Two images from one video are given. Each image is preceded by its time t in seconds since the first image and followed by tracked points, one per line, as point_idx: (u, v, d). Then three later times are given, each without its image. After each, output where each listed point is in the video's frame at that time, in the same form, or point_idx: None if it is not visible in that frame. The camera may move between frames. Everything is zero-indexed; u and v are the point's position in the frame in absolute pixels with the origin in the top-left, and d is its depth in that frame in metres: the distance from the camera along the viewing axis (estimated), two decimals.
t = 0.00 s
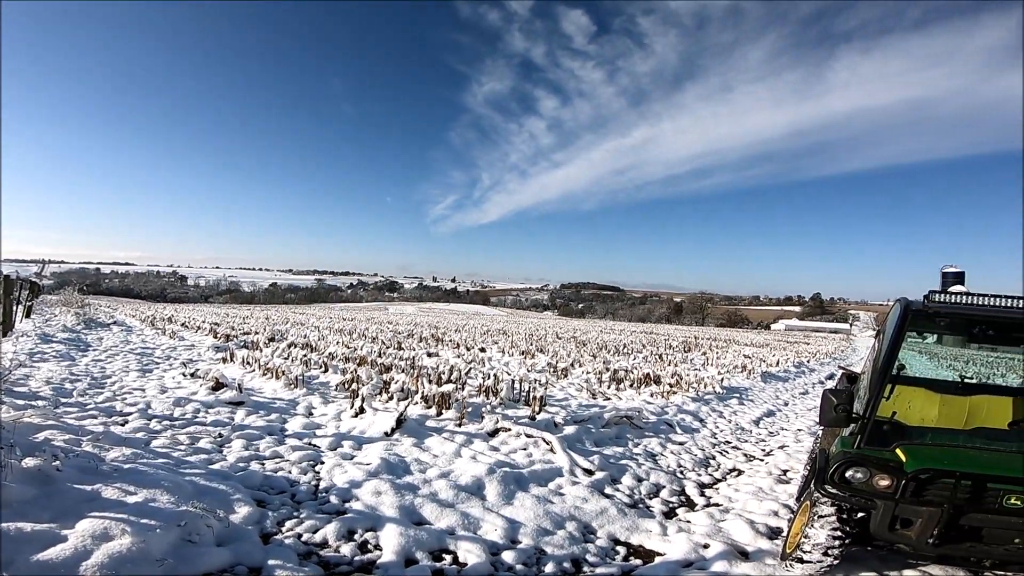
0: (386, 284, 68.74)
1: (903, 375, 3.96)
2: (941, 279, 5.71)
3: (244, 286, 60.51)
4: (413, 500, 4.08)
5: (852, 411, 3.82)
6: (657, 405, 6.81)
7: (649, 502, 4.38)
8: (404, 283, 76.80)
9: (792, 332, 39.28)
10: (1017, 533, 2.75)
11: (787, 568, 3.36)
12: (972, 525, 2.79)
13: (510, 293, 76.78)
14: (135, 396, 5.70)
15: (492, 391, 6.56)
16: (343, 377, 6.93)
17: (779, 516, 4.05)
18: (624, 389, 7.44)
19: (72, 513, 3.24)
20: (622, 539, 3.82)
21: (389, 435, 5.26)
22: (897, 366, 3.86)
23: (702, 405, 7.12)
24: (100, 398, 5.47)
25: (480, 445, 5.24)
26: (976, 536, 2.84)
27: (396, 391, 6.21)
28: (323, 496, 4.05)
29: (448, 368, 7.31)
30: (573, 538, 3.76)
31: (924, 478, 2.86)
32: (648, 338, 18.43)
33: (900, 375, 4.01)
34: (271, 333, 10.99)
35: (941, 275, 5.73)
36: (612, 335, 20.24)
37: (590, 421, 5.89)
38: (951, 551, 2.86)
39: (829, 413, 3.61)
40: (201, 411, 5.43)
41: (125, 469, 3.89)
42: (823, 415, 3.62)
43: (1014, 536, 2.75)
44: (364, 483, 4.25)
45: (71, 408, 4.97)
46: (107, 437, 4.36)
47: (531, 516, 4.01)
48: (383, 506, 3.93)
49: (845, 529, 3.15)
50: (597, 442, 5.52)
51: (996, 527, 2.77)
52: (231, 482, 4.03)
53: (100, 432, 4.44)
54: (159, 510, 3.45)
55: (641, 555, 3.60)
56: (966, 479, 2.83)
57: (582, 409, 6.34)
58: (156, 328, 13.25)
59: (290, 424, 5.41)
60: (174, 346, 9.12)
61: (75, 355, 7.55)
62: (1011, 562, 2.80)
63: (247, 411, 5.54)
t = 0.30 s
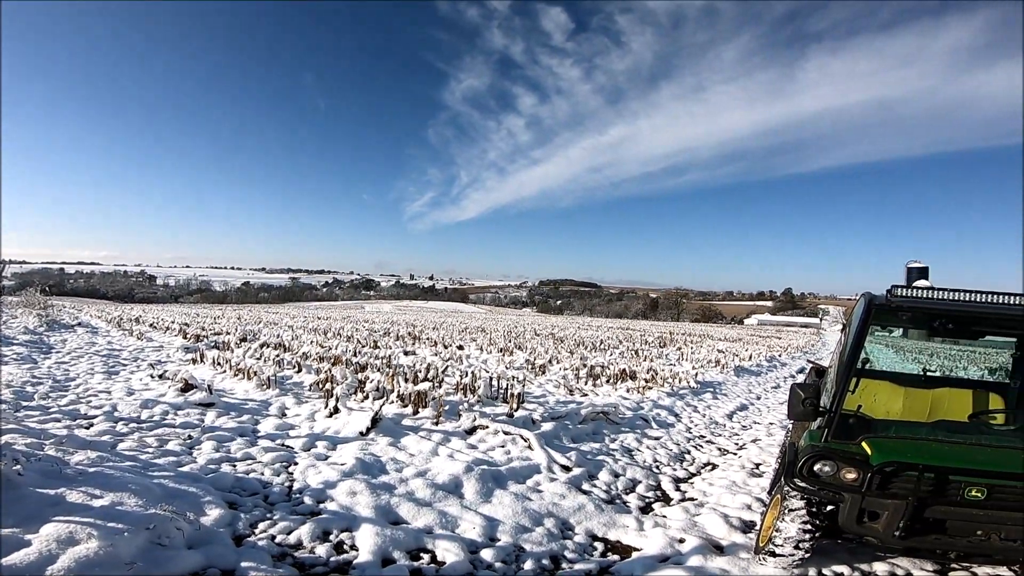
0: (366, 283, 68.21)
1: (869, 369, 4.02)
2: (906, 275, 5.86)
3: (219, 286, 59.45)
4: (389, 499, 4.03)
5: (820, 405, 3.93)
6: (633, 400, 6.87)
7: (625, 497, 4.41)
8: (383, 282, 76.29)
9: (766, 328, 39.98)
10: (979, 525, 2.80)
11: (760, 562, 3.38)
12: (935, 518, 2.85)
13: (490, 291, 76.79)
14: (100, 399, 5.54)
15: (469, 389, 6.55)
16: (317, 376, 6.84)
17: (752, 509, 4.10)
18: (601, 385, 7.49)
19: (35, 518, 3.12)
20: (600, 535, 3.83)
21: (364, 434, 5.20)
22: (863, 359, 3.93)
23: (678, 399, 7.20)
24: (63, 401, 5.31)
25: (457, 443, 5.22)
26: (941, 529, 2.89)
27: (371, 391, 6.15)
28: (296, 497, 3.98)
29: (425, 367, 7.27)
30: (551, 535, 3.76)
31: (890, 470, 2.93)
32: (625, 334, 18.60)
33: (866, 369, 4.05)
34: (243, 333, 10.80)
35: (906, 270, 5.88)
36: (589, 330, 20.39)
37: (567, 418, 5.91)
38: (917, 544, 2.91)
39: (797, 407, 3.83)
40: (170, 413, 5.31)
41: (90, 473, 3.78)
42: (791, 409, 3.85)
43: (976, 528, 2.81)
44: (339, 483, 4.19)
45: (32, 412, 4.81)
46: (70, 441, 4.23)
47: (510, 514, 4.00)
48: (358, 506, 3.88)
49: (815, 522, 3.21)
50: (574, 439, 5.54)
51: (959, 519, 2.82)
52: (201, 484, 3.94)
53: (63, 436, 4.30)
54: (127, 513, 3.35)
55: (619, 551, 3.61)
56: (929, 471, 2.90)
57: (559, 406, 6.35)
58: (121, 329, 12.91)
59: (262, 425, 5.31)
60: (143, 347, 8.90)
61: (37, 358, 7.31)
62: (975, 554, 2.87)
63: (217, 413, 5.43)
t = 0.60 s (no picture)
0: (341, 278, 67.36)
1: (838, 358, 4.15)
2: (872, 265, 6.04)
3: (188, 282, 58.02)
4: (369, 497, 4.01)
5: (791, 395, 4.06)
6: (611, 392, 6.96)
7: (605, 489, 4.47)
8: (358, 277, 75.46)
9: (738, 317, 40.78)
10: (945, 512, 2.93)
11: (738, 551, 3.46)
12: (903, 505, 2.97)
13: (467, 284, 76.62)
14: (67, 400, 5.37)
15: (449, 384, 6.55)
16: (293, 374, 6.75)
17: (728, 499, 4.21)
18: (579, 377, 7.57)
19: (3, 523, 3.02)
20: (581, 527, 3.88)
21: (342, 432, 5.16)
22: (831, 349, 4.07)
23: (654, 390, 7.32)
24: (26, 404, 5.14)
25: (437, 438, 5.22)
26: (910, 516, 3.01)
27: (348, 388, 6.11)
28: (275, 497, 3.93)
29: (403, 362, 7.23)
30: (533, 528, 3.80)
31: (858, 459, 3.06)
32: (602, 326, 18.80)
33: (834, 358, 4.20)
34: (215, 331, 10.58)
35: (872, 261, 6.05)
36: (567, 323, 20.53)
37: (546, 411, 5.96)
38: (887, 531, 3.02)
39: (769, 396, 3.90)
40: (141, 413, 5.18)
41: (58, 476, 3.67)
42: (764, 398, 3.93)
43: (942, 515, 2.94)
44: (317, 482, 4.15)
45: None
46: (37, 444, 4.10)
47: (492, 508, 4.03)
48: (338, 504, 3.85)
49: (789, 511, 3.30)
50: (554, 432, 5.60)
51: (926, 506, 2.95)
52: (176, 485, 3.86)
53: (29, 439, 4.17)
54: (100, 515, 3.26)
55: (600, 542, 3.67)
56: (896, 460, 3.03)
57: (538, 399, 6.40)
58: (87, 329, 12.52)
59: (237, 424, 5.22)
60: (110, 347, 8.65)
61: None
62: (942, 540, 2.98)
63: (190, 413, 5.32)
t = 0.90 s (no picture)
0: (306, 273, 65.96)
1: (803, 349, 4.33)
2: (832, 259, 6.29)
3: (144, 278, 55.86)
4: (348, 494, 3.97)
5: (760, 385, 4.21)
6: (586, 384, 7.09)
7: (584, 481, 4.55)
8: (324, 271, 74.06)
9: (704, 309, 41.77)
10: (909, 498, 3.10)
11: (715, 540, 3.60)
12: (870, 492, 3.13)
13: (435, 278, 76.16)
14: (24, 402, 5.13)
15: (424, 379, 6.54)
16: (262, 372, 6.60)
17: (703, 488, 4.34)
18: (555, 370, 7.66)
19: None
20: (562, 519, 3.94)
21: (316, 430, 5.08)
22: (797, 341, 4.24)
23: (627, 382, 7.48)
24: None
25: (414, 434, 5.20)
26: (877, 503, 3.18)
27: (321, 385, 6.03)
28: (250, 497, 3.85)
29: (376, 358, 7.17)
30: (515, 522, 3.84)
31: (827, 447, 3.19)
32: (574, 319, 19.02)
33: (800, 349, 4.37)
34: (179, 329, 10.24)
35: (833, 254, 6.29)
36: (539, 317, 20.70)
37: (523, 404, 6.02)
38: (856, 518, 3.17)
39: (739, 387, 4.03)
40: (104, 414, 4.99)
41: (21, 480, 3.50)
42: (734, 388, 4.05)
43: (906, 501, 3.11)
44: (294, 480, 4.08)
45: None
46: None
47: (473, 503, 4.04)
48: (316, 502, 3.80)
49: (762, 499, 3.45)
50: (531, 425, 5.65)
51: (892, 493, 3.10)
52: (147, 487, 3.74)
53: None
54: (69, 520, 3.13)
55: (581, 534, 3.73)
56: (862, 448, 3.18)
57: (514, 392, 6.45)
58: (41, 329, 11.95)
59: (206, 424, 5.08)
60: (67, 347, 8.28)
61: None
62: (907, 527, 3.14)
63: (157, 413, 5.14)
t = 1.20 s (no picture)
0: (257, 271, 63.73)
1: (763, 339, 4.57)
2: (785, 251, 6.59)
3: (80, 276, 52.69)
4: (324, 496, 3.91)
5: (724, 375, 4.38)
6: (555, 378, 7.32)
7: (559, 473, 4.67)
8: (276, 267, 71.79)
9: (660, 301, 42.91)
10: (866, 483, 3.32)
11: (688, 527, 3.76)
12: (831, 477, 3.35)
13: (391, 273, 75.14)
14: None
15: (393, 377, 6.59)
16: (224, 373, 6.42)
17: (672, 477, 4.54)
18: (524, 365, 7.77)
19: None
20: (541, 512, 4.02)
21: (285, 431, 4.98)
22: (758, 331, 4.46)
23: (594, 374, 7.76)
24: None
25: (387, 433, 5.19)
26: (838, 488, 3.40)
27: (288, 386, 5.99)
28: (223, 501, 3.74)
29: (342, 357, 7.09)
30: (495, 516, 3.88)
31: (788, 435, 3.39)
32: (537, 314, 19.26)
33: (761, 339, 4.58)
34: (130, 330, 9.79)
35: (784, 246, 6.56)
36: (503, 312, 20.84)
37: (495, 399, 6.25)
38: (818, 502, 3.38)
39: (705, 376, 4.18)
40: (58, 421, 4.73)
41: None
42: (700, 378, 4.20)
43: (864, 486, 3.33)
44: (267, 483, 3.98)
45: None
46: None
47: (451, 499, 4.06)
48: (292, 505, 3.73)
49: (730, 486, 3.63)
50: (504, 420, 5.86)
51: (851, 478, 3.33)
52: (113, 495, 3.57)
53: None
54: (33, 530, 2.96)
55: (560, 526, 3.82)
56: (822, 435, 3.39)
57: (486, 388, 6.66)
58: None
59: (169, 429, 4.89)
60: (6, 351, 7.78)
61: None
62: (866, 510, 3.35)
63: (115, 418, 4.91)
